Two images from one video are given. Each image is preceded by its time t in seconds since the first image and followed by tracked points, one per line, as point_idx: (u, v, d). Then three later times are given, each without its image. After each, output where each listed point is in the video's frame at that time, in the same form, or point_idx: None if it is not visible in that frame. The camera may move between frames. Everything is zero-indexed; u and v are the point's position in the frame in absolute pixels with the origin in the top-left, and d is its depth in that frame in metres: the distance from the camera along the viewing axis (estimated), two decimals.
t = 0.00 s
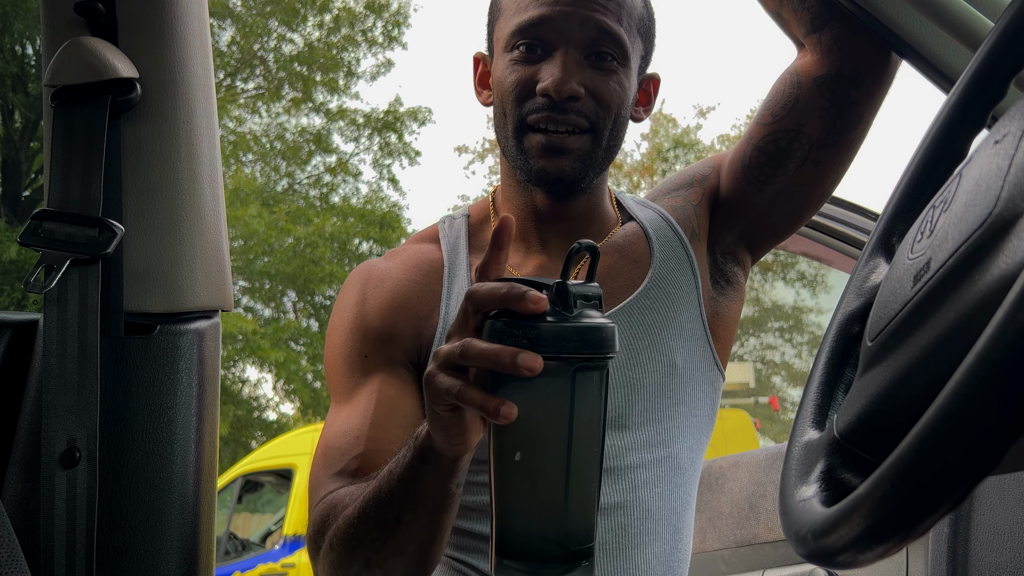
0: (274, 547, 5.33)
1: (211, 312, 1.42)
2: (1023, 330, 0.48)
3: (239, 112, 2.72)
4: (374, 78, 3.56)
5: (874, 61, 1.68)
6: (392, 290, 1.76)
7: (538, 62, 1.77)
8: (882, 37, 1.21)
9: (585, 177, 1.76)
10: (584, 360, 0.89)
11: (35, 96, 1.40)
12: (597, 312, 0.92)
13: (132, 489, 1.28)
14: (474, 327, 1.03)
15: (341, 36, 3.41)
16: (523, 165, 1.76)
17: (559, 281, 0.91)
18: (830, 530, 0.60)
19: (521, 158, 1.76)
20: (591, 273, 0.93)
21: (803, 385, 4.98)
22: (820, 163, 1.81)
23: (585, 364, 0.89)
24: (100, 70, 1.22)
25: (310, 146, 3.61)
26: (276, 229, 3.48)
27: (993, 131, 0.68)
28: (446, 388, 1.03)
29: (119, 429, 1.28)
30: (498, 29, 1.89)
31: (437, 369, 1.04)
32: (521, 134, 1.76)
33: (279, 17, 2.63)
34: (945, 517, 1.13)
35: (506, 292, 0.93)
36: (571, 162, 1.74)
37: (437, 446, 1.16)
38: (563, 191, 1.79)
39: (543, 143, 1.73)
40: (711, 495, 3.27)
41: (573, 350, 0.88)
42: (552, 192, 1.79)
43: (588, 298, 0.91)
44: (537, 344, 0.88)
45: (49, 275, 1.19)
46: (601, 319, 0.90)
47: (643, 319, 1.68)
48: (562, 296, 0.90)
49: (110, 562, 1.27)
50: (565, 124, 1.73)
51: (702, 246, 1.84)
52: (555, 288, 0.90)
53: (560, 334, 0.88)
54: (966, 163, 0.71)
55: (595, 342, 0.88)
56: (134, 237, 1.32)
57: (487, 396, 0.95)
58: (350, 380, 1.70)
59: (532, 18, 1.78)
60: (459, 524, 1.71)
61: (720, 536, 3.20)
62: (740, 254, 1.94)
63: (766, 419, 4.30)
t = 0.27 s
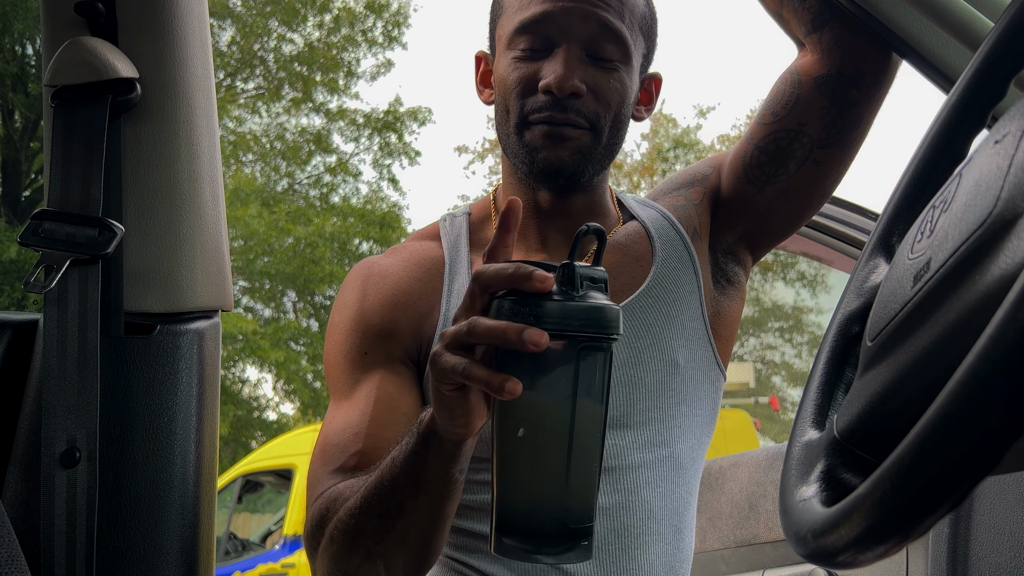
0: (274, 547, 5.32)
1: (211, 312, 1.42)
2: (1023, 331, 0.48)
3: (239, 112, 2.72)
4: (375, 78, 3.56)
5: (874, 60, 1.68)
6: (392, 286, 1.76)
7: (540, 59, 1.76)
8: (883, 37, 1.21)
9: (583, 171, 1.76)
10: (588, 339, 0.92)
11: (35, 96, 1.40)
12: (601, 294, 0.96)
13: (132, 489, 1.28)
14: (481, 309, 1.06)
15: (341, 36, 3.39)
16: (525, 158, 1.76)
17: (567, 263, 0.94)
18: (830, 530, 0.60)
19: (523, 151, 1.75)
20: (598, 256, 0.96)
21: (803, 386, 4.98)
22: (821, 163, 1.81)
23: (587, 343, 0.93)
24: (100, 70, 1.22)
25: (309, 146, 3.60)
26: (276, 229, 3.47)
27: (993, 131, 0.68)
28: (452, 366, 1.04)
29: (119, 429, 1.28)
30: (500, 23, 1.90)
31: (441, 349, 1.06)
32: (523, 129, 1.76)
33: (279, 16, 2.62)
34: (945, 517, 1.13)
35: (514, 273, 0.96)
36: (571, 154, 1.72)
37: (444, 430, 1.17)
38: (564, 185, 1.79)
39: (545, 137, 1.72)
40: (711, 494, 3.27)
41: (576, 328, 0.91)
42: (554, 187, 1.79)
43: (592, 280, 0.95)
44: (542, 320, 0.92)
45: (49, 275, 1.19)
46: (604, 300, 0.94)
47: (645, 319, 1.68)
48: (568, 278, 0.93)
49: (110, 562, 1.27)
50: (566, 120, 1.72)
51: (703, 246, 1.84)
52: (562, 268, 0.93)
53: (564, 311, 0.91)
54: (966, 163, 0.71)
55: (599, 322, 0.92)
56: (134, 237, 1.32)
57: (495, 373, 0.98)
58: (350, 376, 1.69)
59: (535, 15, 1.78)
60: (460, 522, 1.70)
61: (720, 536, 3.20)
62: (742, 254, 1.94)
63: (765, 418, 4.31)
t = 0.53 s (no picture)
0: (274, 547, 5.30)
1: (211, 311, 1.42)
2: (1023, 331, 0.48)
3: (239, 112, 2.71)
4: (375, 77, 3.56)
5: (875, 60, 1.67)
6: (393, 291, 1.74)
7: (540, 52, 1.77)
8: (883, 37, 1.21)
9: (593, 166, 1.76)
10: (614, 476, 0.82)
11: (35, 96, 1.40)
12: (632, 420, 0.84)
13: (132, 489, 1.28)
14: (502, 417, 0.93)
15: (341, 36, 3.36)
16: (529, 155, 1.76)
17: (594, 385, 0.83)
18: (830, 530, 0.60)
19: (528, 150, 1.76)
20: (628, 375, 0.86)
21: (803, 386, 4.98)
22: (822, 163, 1.82)
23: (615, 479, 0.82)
24: (100, 70, 1.22)
25: (309, 146, 3.48)
26: (276, 228, 3.47)
27: (993, 131, 0.68)
28: (468, 481, 0.99)
29: (119, 430, 1.28)
30: (498, 24, 1.89)
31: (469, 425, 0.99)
32: (528, 123, 1.75)
33: (279, 16, 2.62)
34: (945, 517, 1.13)
35: (539, 394, 0.84)
36: (580, 150, 1.73)
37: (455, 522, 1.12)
38: (572, 181, 1.79)
39: (552, 127, 1.73)
40: (711, 494, 3.26)
41: (603, 466, 0.81)
42: (560, 180, 1.78)
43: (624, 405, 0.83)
44: (566, 457, 0.82)
45: (49, 275, 1.19)
46: (638, 430, 0.83)
47: (649, 317, 1.70)
48: (597, 405, 0.82)
49: (110, 562, 1.27)
50: (571, 109, 1.73)
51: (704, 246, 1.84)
52: (590, 394, 0.82)
53: (591, 449, 0.81)
54: (966, 163, 0.71)
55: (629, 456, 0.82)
56: (134, 237, 1.32)
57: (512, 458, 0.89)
58: (352, 384, 1.71)
59: (531, 9, 1.78)
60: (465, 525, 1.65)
61: (720, 536, 3.20)
62: (743, 253, 1.95)
63: (765, 418, 4.30)
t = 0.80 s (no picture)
0: (274, 547, 5.33)
1: (211, 312, 1.41)
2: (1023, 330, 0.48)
3: (239, 112, 2.71)
4: (375, 77, 3.56)
5: (874, 59, 1.67)
6: (392, 289, 1.74)
7: (540, 55, 1.77)
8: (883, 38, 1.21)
9: (590, 165, 1.76)
10: (619, 468, 0.79)
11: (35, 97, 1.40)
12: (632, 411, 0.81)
13: (132, 489, 1.28)
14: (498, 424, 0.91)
15: (341, 36, 3.30)
16: (529, 156, 1.76)
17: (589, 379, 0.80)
18: (830, 529, 0.60)
19: (528, 150, 1.75)
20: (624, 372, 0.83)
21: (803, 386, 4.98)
22: (822, 162, 1.82)
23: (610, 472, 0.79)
24: (100, 70, 1.23)
25: (309, 146, 3.45)
26: (276, 228, 3.46)
27: (993, 131, 0.68)
28: (473, 487, 0.96)
29: (119, 429, 1.28)
30: (499, 23, 1.89)
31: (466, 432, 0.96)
32: (526, 126, 1.75)
33: (279, 16, 2.61)
34: (945, 517, 1.13)
35: (538, 393, 0.82)
36: (575, 150, 1.73)
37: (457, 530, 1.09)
38: (570, 180, 1.79)
39: (551, 131, 1.73)
40: (711, 494, 3.26)
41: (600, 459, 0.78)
42: (558, 179, 1.79)
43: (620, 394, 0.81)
44: (572, 450, 0.79)
45: (49, 275, 1.19)
46: (638, 421, 0.80)
47: (649, 317, 1.70)
48: (596, 396, 0.79)
49: (111, 562, 1.27)
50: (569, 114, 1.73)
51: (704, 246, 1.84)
52: (588, 388, 0.79)
53: (594, 443, 0.78)
54: (966, 163, 0.71)
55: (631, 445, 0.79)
56: (134, 237, 1.32)
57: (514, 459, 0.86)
58: (348, 383, 1.69)
59: (531, 12, 1.78)
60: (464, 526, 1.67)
61: (720, 536, 3.20)
62: (742, 254, 1.94)
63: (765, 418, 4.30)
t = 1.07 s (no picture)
0: (274, 547, 5.30)
1: (211, 312, 1.41)
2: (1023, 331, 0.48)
3: (239, 112, 2.70)
4: (375, 77, 3.55)
5: (875, 60, 1.67)
6: (390, 288, 1.74)
7: (539, 52, 1.76)
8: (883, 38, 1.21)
9: (589, 159, 1.76)
10: (629, 533, 0.77)
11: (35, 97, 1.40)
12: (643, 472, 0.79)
13: (132, 489, 1.28)
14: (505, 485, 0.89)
15: (341, 36, 3.17)
16: (527, 152, 1.76)
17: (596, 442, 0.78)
18: (829, 530, 0.61)
19: (527, 148, 1.76)
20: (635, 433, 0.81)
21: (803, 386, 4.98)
22: (822, 162, 1.82)
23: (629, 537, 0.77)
24: (100, 70, 1.23)
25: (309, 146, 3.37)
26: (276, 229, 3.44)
27: (993, 131, 0.68)
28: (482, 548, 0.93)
29: (119, 430, 1.28)
30: (496, 20, 1.89)
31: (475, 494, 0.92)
32: (525, 123, 1.75)
33: (279, 16, 2.57)
34: (945, 517, 1.13)
35: (541, 458, 0.79)
36: (575, 145, 1.73)
37: None
38: (568, 177, 1.79)
39: (549, 127, 1.73)
40: (711, 494, 3.26)
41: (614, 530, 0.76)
42: (558, 177, 1.79)
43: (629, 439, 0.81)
44: (578, 517, 0.77)
45: (49, 275, 1.19)
46: (648, 482, 0.78)
47: (648, 317, 1.70)
48: (602, 459, 0.77)
49: (111, 562, 1.27)
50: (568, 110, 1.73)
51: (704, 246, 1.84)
52: (595, 449, 0.77)
53: (604, 510, 0.76)
54: (966, 163, 0.70)
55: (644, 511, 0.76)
56: (134, 237, 1.32)
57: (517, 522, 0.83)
58: (349, 382, 1.70)
59: (532, 11, 1.78)
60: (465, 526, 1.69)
61: (720, 536, 3.20)
62: (742, 254, 1.95)
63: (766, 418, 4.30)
